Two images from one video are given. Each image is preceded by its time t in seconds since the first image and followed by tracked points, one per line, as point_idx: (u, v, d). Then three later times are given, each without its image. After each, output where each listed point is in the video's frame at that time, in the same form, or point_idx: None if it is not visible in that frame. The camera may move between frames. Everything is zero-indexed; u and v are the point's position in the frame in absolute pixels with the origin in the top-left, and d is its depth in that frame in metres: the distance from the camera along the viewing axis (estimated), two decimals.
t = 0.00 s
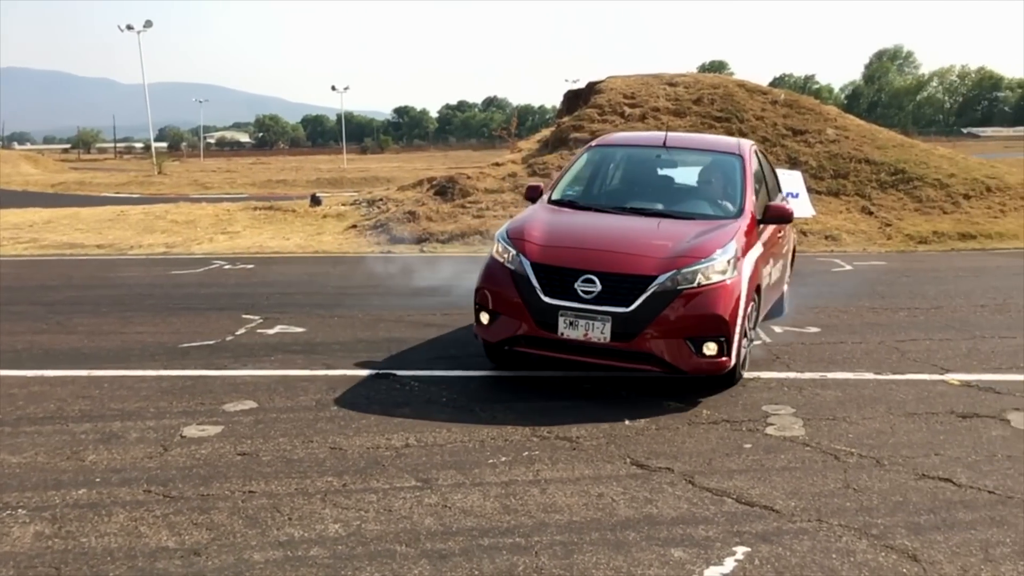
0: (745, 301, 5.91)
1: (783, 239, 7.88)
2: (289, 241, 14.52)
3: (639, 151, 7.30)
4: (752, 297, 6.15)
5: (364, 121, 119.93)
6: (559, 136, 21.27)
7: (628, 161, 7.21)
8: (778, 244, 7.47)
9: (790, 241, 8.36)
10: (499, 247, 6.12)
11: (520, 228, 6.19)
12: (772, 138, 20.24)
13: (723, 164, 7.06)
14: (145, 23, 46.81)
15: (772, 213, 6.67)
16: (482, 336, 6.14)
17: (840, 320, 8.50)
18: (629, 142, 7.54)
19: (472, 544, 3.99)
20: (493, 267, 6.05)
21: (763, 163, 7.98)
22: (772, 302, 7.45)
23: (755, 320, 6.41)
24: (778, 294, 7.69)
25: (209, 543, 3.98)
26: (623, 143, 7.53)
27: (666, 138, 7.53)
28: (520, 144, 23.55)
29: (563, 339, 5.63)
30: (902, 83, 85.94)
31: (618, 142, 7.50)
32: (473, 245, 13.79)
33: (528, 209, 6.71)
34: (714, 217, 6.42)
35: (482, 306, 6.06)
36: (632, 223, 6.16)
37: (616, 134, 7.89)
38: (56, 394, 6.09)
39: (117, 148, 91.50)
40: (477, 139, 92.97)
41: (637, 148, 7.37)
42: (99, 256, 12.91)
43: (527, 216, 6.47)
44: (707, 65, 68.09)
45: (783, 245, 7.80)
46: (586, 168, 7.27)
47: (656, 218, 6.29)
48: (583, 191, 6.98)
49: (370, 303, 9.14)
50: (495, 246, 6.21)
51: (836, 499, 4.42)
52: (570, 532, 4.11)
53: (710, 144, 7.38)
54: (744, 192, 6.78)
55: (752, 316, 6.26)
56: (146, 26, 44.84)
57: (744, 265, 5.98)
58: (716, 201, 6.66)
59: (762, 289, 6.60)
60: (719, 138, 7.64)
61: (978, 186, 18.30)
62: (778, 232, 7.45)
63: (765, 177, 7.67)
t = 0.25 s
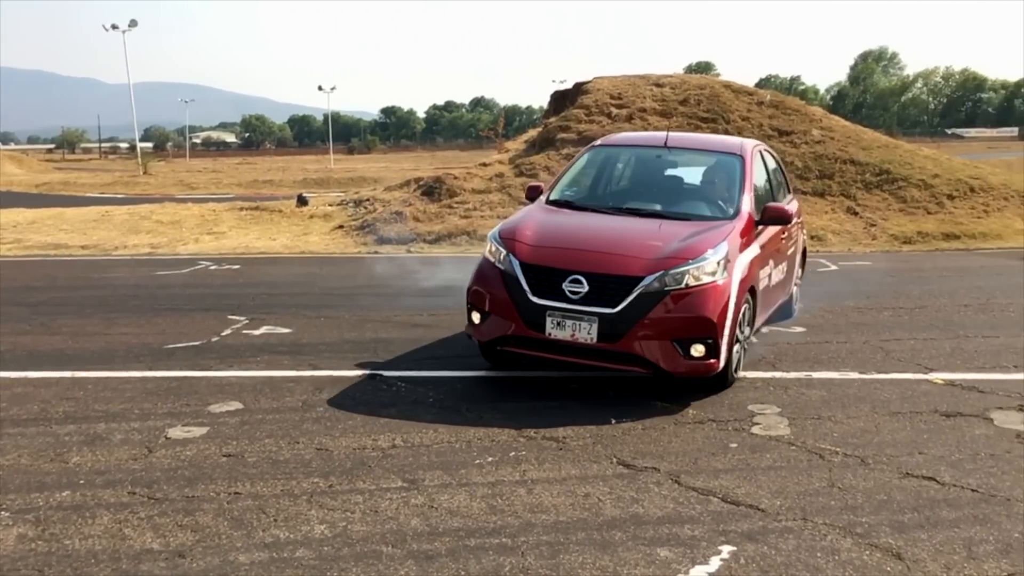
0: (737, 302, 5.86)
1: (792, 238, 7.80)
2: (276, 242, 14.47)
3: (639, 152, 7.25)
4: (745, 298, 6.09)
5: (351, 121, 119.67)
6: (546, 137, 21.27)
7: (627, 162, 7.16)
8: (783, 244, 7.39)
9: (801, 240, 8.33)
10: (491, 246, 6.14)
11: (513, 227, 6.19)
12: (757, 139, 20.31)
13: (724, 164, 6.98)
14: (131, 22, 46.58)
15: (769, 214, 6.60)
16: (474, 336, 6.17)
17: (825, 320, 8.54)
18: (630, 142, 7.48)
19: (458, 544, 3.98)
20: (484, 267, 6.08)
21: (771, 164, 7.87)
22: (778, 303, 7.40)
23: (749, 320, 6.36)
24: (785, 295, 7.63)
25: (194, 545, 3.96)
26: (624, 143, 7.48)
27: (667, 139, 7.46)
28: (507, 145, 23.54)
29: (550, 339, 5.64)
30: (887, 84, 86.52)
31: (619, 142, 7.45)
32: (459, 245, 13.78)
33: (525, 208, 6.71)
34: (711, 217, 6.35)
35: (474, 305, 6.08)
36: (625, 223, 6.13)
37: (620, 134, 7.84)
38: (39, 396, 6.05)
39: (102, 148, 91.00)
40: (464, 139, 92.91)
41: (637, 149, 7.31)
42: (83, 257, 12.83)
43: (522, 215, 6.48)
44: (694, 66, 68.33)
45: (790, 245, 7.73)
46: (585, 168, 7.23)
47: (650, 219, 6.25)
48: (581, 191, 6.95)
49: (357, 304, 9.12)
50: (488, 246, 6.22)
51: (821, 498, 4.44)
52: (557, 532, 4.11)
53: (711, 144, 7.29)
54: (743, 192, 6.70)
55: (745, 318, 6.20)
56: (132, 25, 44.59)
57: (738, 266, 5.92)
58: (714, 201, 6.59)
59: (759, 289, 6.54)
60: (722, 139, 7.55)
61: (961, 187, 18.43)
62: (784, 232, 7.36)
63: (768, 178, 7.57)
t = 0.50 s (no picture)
0: (726, 303, 5.81)
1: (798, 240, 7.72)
2: (261, 242, 14.41)
3: (637, 151, 7.21)
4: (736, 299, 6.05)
5: (337, 121, 119.36)
6: (532, 137, 21.25)
7: (625, 162, 7.12)
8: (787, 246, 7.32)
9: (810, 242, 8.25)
10: (482, 246, 6.17)
11: (504, 227, 6.21)
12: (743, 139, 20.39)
13: (722, 164, 6.93)
14: (114, 21, 46.31)
15: (767, 214, 6.52)
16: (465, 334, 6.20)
17: (810, 319, 8.57)
18: (629, 141, 7.44)
19: (443, 545, 3.98)
20: (475, 266, 6.11)
21: (775, 163, 7.80)
22: (781, 305, 7.33)
23: (742, 319, 6.33)
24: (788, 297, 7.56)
25: (177, 547, 3.94)
26: (623, 143, 7.44)
27: (667, 137, 7.40)
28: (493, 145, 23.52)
29: (536, 339, 5.66)
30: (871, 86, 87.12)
31: (619, 142, 7.41)
32: (445, 245, 13.77)
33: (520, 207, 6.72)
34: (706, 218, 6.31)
35: (466, 304, 6.10)
36: (617, 224, 6.11)
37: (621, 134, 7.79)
38: (21, 398, 6.00)
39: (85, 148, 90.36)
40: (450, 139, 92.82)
41: (637, 148, 7.26)
42: (66, 257, 12.74)
43: (516, 215, 6.49)
44: (680, 67, 68.61)
45: (795, 246, 7.66)
46: (585, 168, 7.19)
47: (643, 219, 6.23)
48: (578, 191, 6.92)
49: (342, 304, 9.10)
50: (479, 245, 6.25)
51: (805, 497, 4.46)
52: (542, 532, 4.11)
53: (711, 144, 7.24)
54: (740, 193, 6.65)
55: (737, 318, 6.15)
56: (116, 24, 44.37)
57: (728, 267, 5.88)
58: (711, 201, 6.54)
59: (756, 290, 6.49)
60: (724, 139, 7.49)
61: (944, 187, 18.56)
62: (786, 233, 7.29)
63: (771, 178, 7.50)
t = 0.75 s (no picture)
0: (713, 305, 5.78)
1: (802, 243, 7.64)
2: (247, 242, 14.36)
3: (637, 152, 7.18)
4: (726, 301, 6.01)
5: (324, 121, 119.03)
6: (519, 137, 21.25)
7: (624, 163, 7.10)
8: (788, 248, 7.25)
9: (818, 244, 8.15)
10: (474, 245, 6.20)
11: (497, 226, 6.23)
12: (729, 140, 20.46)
13: (719, 164, 6.89)
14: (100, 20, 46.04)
15: (762, 216, 6.44)
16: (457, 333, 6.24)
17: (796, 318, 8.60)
18: (631, 142, 7.43)
19: (429, 546, 3.97)
20: (467, 266, 6.14)
21: (779, 162, 7.72)
22: (780, 307, 7.26)
23: (734, 319, 6.29)
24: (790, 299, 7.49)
25: (161, 549, 3.92)
26: (625, 143, 7.43)
27: (668, 138, 7.36)
28: (480, 145, 23.50)
29: (522, 338, 5.68)
30: (856, 87, 87.67)
31: (620, 143, 7.40)
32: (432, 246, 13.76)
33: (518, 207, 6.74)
34: (700, 218, 6.27)
35: (457, 304, 6.13)
36: (608, 224, 6.10)
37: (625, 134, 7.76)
38: (4, 399, 5.95)
39: (70, 148, 89.74)
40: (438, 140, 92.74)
41: (636, 149, 7.25)
42: (50, 258, 12.65)
43: (512, 215, 6.51)
44: (667, 68, 68.83)
45: (798, 249, 7.58)
46: (584, 168, 7.19)
47: (636, 220, 6.21)
48: (576, 191, 6.92)
49: (328, 305, 9.07)
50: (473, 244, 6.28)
51: (790, 496, 4.48)
52: (528, 533, 4.11)
53: (710, 144, 7.19)
54: (736, 193, 6.59)
55: (727, 320, 6.11)
56: (101, 23, 44.12)
57: (717, 267, 5.85)
58: (706, 201, 6.51)
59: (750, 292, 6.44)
60: (724, 139, 7.44)
61: (929, 188, 18.68)
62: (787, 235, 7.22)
63: (773, 178, 7.43)
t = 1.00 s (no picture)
0: (697, 307, 5.75)
1: (804, 245, 7.53)
2: (230, 243, 14.28)
3: (633, 153, 7.16)
4: (713, 303, 5.97)
5: (308, 122, 118.61)
6: (504, 138, 21.25)
7: (620, 164, 7.07)
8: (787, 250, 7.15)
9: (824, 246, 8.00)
10: (463, 244, 6.22)
11: (487, 225, 6.24)
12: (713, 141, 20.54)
13: (715, 164, 6.84)
14: (82, 20, 45.77)
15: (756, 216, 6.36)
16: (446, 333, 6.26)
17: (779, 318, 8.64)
18: (629, 142, 7.40)
19: (412, 548, 3.96)
20: (455, 265, 6.17)
21: (782, 161, 7.63)
22: (779, 310, 7.18)
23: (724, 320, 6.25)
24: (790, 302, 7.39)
25: (142, 552, 3.88)
26: (623, 143, 7.41)
27: (666, 138, 7.32)
28: (464, 146, 23.47)
29: (506, 338, 5.70)
30: (838, 89, 88.31)
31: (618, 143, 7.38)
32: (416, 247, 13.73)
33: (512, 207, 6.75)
34: (691, 219, 6.23)
35: (446, 304, 6.15)
36: (596, 224, 6.09)
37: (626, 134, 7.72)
38: None
39: (51, 148, 88.97)
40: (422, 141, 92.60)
41: (633, 150, 7.22)
42: (29, 260, 12.53)
43: (504, 214, 6.52)
44: (651, 70, 69.07)
45: (800, 251, 7.47)
46: (580, 169, 7.19)
47: (626, 221, 6.18)
48: (570, 192, 6.92)
49: (311, 306, 9.03)
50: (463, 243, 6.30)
51: (772, 496, 4.50)
52: (511, 534, 4.11)
53: (707, 145, 7.13)
54: (729, 193, 6.53)
55: (714, 322, 6.07)
56: (83, 23, 43.79)
57: (703, 268, 5.81)
58: (697, 203, 6.46)
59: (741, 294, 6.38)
60: (723, 139, 7.38)
61: (910, 189, 18.83)
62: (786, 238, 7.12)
63: (773, 177, 7.34)
